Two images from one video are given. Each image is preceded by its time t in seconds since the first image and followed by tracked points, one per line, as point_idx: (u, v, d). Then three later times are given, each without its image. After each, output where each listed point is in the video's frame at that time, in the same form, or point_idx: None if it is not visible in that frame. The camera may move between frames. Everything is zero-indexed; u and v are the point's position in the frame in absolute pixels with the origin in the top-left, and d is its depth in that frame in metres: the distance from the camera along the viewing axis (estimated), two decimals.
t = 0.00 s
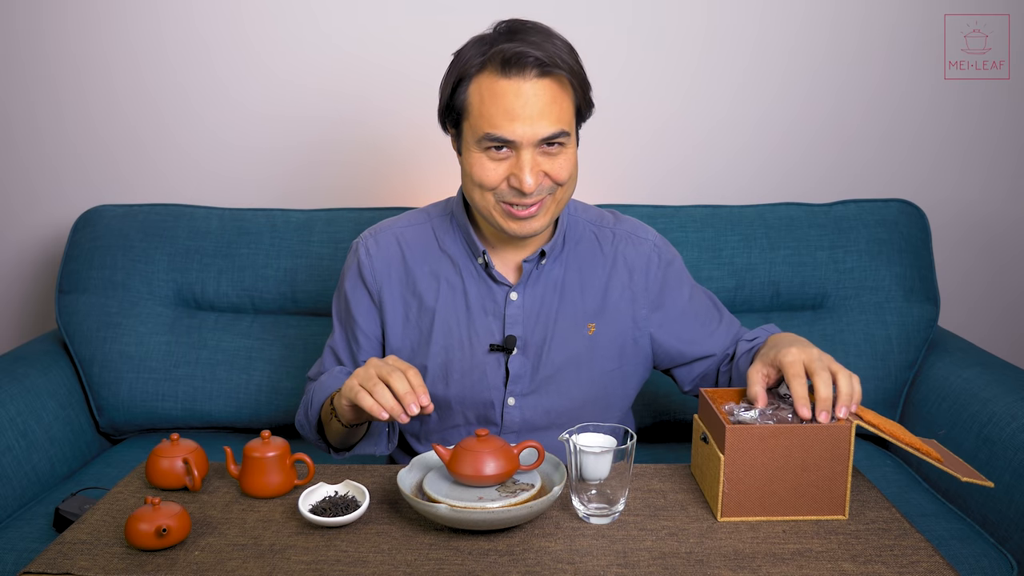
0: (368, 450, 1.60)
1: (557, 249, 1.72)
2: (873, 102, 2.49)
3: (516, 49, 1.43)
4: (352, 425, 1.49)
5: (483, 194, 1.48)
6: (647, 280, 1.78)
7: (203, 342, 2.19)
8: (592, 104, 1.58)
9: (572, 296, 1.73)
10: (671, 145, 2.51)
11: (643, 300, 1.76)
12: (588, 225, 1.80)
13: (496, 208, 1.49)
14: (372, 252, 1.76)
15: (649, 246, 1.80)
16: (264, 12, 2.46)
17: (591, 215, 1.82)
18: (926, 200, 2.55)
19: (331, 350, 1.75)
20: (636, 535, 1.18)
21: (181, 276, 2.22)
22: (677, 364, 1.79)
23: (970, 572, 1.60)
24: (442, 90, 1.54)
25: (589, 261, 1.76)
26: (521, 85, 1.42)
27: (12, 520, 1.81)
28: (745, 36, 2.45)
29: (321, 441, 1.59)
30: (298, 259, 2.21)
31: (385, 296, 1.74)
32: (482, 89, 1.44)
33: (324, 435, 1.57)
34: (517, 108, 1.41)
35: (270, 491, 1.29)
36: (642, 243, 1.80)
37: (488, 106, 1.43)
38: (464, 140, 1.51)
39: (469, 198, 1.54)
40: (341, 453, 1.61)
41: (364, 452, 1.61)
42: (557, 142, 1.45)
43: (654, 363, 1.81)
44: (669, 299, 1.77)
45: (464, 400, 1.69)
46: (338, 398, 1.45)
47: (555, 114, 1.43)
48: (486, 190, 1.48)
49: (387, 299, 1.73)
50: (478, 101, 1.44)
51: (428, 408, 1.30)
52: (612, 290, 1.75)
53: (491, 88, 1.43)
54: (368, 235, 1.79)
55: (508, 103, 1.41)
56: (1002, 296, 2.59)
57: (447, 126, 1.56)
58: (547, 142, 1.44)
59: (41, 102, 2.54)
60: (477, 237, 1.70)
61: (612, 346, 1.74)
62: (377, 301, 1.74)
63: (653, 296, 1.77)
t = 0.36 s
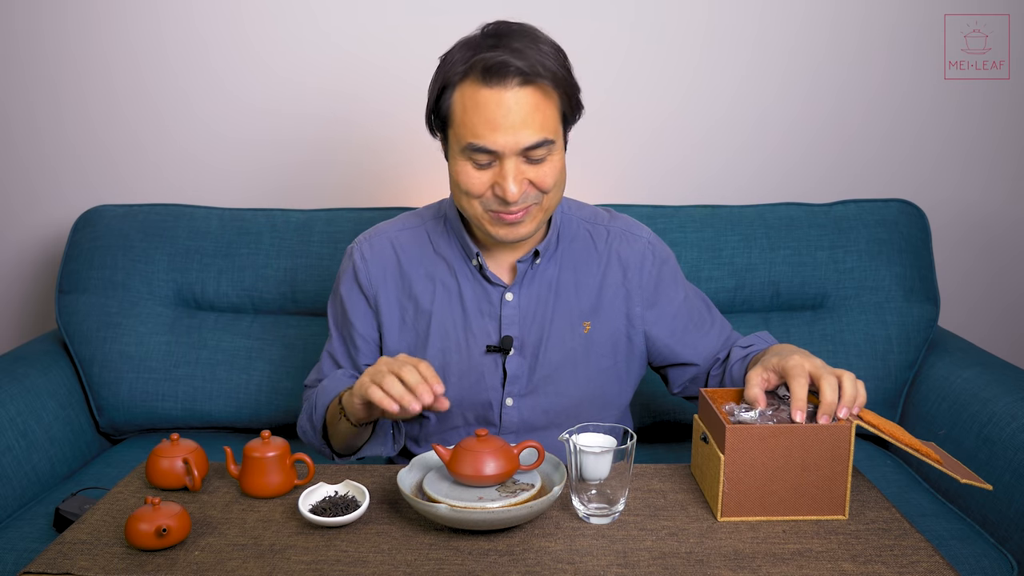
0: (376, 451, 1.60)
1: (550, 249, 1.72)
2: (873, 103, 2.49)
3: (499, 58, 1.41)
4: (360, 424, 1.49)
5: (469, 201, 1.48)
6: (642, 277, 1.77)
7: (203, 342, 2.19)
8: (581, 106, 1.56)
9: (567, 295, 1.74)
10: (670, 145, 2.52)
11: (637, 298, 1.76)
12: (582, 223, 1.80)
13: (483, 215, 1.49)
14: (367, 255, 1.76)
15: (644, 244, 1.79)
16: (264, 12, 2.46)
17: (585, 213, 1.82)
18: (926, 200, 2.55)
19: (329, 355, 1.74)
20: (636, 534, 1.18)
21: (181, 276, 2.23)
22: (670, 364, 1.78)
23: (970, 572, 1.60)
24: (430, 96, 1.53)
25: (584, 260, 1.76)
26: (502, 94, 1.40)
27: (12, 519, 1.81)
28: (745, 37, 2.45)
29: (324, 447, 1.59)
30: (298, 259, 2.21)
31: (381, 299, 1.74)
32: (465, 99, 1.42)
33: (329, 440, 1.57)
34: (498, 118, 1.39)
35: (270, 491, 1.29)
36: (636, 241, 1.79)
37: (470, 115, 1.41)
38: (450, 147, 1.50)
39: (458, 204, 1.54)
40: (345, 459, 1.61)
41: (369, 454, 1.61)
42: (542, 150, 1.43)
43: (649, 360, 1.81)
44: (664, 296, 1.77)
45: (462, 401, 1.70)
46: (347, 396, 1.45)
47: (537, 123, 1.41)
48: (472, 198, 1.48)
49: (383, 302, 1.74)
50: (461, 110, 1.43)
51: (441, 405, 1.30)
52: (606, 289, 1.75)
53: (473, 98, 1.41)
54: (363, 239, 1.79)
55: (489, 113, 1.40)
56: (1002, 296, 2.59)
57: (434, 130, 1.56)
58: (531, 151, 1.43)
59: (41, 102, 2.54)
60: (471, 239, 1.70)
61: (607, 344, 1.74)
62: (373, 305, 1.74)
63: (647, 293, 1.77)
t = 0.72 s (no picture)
0: (359, 419, 1.52)
1: (551, 247, 1.72)
2: (873, 103, 2.49)
3: (482, 65, 1.40)
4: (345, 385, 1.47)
5: (454, 204, 1.49)
6: (643, 277, 1.76)
7: (203, 342, 2.19)
8: (575, 112, 1.54)
9: (567, 295, 1.74)
10: (670, 145, 2.52)
11: (638, 298, 1.76)
12: (584, 222, 1.80)
13: (468, 217, 1.50)
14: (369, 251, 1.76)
15: (646, 244, 1.78)
16: (264, 12, 2.46)
17: (588, 212, 1.82)
18: (926, 200, 2.55)
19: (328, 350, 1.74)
20: (636, 534, 1.18)
21: (181, 276, 2.23)
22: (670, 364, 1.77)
23: (970, 571, 1.60)
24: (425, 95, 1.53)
25: (585, 259, 1.76)
26: (481, 102, 1.38)
27: (12, 519, 1.81)
28: (745, 38, 2.45)
29: (310, 417, 1.54)
30: (298, 259, 2.21)
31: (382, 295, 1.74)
32: (447, 104, 1.42)
33: (317, 408, 1.53)
34: (477, 126, 1.38)
35: (270, 491, 1.29)
36: (638, 241, 1.78)
37: (451, 122, 1.41)
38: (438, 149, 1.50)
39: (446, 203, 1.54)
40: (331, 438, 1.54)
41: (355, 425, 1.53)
42: (522, 158, 1.42)
43: (649, 361, 1.81)
44: (665, 297, 1.76)
45: (461, 399, 1.70)
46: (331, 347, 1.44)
47: (515, 131, 1.40)
48: (456, 201, 1.48)
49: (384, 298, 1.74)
50: (444, 116, 1.43)
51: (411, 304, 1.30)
52: (607, 289, 1.75)
53: (454, 104, 1.40)
54: (365, 235, 1.79)
55: (467, 121, 1.39)
56: (1002, 296, 2.59)
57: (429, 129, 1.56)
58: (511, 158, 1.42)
59: (41, 103, 2.54)
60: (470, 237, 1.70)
61: (607, 344, 1.74)
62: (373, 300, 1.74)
63: (648, 293, 1.76)
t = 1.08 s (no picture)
0: (386, 431, 1.56)
1: (555, 248, 1.72)
2: (873, 102, 2.49)
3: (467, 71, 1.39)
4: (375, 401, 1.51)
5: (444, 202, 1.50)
6: (648, 279, 1.76)
7: (203, 342, 2.19)
8: (567, 117, 1.51)
9: (571, 295, 1.74)
10: (670, 145, 2.52)
11: (643, 299, 1.75)
12: (588, 222, 1.79)
13: (456, 217, 1.51)
14: (374, 251, 1.76)
15: (651, 246, 1.78)
16: (264, 12, 2.46)
17: (593, 213, 1.81)
18: (926, 200, 2.55)
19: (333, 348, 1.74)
20: (636, 535, 1.18)
21: (181, 276, 2.23)
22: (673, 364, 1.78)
23: (970, 572, 1.60)
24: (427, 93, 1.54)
25: (589, 260, 1.76)
26: (460, 106, 1.38)
27: (12, 519, 1.81)
28: (745, 37, 2.45)
29: (337, 429, 1.59)
30: (298, 259, 2.21)
31: (386, 294, 1.74)
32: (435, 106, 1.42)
33: (343, 421, 1.57)
34: (457, 131, 1.38)
35: (270, 491, 1.29)
36: (643, 243, 1.78)
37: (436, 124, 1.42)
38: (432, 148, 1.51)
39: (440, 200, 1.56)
40: (361, 446, 1.60)
41: (382, 436, 1.57)
42: (502, 164, 1.41)
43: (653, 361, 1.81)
44: (670, 300, 1.76)
45: (464, 398, 1.70)
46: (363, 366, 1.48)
47: (492, 137, 1.39)
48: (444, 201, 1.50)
49: (389, 297, 1.74)
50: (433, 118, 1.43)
51: (453, 338, 1.34)
52: (611, 290, 1.75)
53: (440, 108, 1.41)
54: (371, 234, 1.79)
55: (447, 125, 1.39)
56: (1002, 296, 2.59)
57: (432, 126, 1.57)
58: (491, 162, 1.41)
59: (41, 103, 2.54)
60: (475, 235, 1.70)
61: (610, 345, 1.74)
62: (378, 300, 1.74)
63: (653, 295, 1.76)
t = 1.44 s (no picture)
0: (383, 433, 1.56)
1: (558, 244, 1.71)
2: (873, 102, 2.49)
3: (531, 67, 1.42)
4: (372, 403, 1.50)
5: (502, 206, 1.50)
6: (647, 270, 1.77)
7: (203, 342, 2.19)
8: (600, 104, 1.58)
9: (574, 290, 1.74)
10: (670, 145, 2.52)
11: (644, 290, 1.77)
12: (587, 220, 1.80)
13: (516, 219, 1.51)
14: (376, 250, 1.76)
15: (648, 237, 1.79)
16: (264, 12, 2.46)
17: (590, 211, 1.82)
18: (926, 200, 2.55)
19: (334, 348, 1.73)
20: (636, 535, 1.18)
21: (181, 276, 2.23)
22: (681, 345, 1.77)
23: (970, 571, 1.60)
24: (451, 105, 1.52)
25: (589, 256, 1.76)
26: (536, 104, 1.40)
27: (12, 519, 1.81)
28: (744, 37, 2.45)
29: (334, 429, 1.59)
30: (298, 259, 2.21)
31: (389, 293, 1.74)
32: (498, 108, 1.43)
33: (341, 422, 1.57)
34: (536, 127, 1.40)
35: (270, 491, 1.29)
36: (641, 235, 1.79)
37: (506, 125, 1.42)
38: (477, 153, 1.51)
39: (486, 208, 1.55)
40: (358, 446, 1.60)
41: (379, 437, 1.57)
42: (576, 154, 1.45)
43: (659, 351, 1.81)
44: (672, 286, 1.76)
45: (469, 395, 1.70)
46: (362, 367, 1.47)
47: (571, 130, 1.42)
48: (506, 203, 1.49)
49: (392, 296, 1.74)
50: (495, 121, 1.44)
51: (454, 341, 1.34)
52: (612, 284, 1.76)
53: (508, 108, 1.42)
54: (371, 234, 1.79)
55: (525, 123, 1.41)
56: (1002, 296, 2.59)
57: (454, 138, 1.56)
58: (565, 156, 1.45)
59: (41, 103, 2.54)
60: (480, 233, 1.69)
61: (614, 338, 1.74)
62: (381, 300, 1.74)
63: (654, 284, 1.77)
